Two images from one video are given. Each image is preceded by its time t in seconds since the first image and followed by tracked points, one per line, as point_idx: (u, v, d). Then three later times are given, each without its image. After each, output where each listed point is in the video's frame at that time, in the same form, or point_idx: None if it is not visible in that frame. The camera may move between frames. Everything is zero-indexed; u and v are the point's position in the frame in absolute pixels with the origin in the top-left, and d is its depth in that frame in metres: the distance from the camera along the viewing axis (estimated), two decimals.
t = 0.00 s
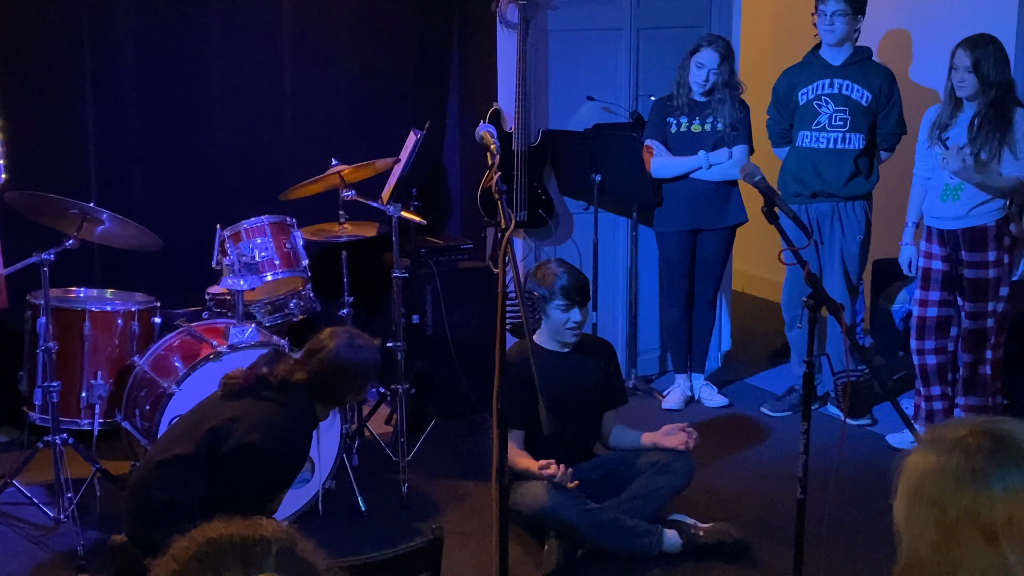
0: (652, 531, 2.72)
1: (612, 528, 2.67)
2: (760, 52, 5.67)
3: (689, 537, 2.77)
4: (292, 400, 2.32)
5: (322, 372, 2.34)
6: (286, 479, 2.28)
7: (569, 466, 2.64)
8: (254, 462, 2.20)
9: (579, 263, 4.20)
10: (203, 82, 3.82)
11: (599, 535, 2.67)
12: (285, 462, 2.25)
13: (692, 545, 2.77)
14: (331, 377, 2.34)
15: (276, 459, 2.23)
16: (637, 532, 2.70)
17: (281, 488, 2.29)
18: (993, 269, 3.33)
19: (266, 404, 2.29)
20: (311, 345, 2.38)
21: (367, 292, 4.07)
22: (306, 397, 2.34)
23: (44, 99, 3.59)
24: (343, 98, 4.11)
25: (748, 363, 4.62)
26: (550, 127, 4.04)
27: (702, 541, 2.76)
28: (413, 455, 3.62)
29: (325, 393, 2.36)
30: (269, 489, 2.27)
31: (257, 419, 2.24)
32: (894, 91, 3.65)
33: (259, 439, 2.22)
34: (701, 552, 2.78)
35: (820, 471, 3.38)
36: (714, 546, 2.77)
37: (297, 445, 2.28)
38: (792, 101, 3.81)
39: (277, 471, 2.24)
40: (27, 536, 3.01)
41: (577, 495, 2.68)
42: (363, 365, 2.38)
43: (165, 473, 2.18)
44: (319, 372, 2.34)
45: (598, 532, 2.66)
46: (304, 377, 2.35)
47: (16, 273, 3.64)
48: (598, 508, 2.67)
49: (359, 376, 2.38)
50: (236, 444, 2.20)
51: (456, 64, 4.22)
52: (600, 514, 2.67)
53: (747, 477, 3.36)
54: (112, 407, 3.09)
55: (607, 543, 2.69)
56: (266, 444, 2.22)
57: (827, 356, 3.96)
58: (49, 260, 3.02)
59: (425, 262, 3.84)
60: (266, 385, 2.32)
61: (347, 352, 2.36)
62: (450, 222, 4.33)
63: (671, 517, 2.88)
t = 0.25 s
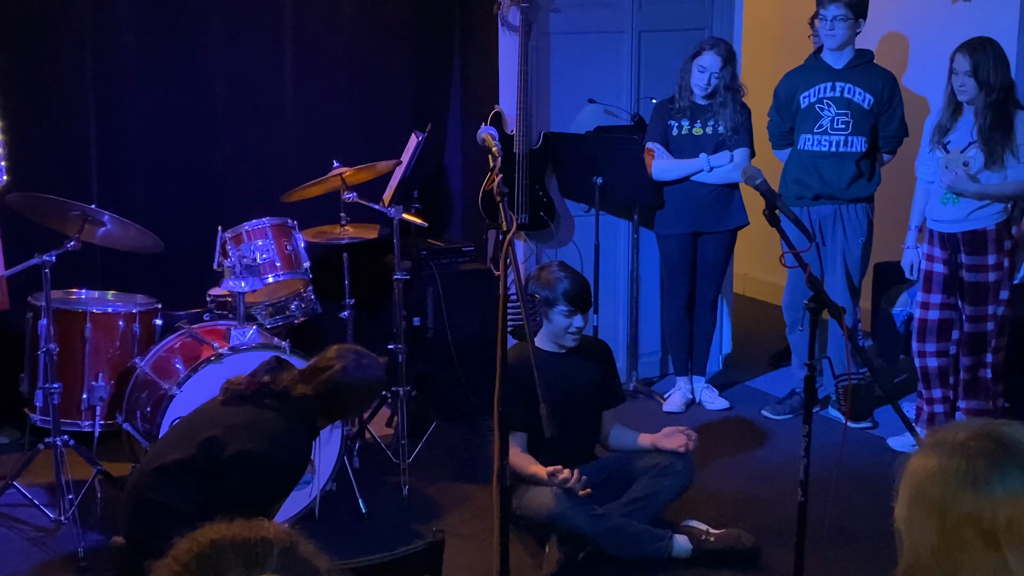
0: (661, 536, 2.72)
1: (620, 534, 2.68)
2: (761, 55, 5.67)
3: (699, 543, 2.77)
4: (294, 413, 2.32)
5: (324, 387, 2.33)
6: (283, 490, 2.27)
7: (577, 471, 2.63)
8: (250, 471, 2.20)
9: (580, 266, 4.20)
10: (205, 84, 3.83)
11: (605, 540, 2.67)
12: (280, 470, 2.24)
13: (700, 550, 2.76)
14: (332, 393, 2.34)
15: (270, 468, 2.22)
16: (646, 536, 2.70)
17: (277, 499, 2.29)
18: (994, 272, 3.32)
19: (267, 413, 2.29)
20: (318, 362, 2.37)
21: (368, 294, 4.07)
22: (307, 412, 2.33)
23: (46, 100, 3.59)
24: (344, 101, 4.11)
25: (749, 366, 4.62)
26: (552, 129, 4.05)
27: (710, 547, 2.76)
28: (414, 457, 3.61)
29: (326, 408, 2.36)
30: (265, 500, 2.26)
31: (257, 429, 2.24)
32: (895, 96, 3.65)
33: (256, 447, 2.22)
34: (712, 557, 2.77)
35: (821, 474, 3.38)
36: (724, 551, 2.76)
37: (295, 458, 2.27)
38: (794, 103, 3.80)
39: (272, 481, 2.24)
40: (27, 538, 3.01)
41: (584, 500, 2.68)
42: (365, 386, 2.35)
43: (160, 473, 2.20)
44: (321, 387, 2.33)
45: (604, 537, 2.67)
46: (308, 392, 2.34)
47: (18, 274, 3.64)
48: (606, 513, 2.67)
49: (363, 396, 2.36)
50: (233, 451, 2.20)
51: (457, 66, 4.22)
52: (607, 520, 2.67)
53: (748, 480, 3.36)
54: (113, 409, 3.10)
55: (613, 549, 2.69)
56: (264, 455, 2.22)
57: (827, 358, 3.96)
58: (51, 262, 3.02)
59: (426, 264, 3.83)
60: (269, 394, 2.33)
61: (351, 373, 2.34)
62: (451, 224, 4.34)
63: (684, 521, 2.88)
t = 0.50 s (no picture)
0: (653, 535, 2.71)
1: (615, 533, 2.67)
2: (763, 58, 5.67)
3: (691, 542, 2.77)
4: (296, 418, 2.32)
5: (329, 395, 2.34)
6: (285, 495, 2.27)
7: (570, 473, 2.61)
8: (252, 477, 2.19)
9: (581, 268, 4.20)
10: (206, 86, 3.83)
11: (599, 542, 2.66)
12: (283, 474, 2.24)
13: (694, 550, 2.77)
14: (337, 400, 2.34)
15: (272, 471, 2.22)
16: (638, 537, 2.70)
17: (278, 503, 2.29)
18: (995, 275, 3.32)
19: (269, 418, 2.29)
20: (323, 371, 2.38)
21: (370, 296, 4.08)
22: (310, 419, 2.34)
23: (48, 102, 3.59)
24: (346, 103, 4.11)
25: (750, 369, 4.62)
26: (553, 131, 4.05)
27: (704, 547, 2.76)
28: (415, 460, 3.61)
29: (330, 416, 2.36)
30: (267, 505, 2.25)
31: (259, 434, 2.24)
32: (897, 98, 3.65)
33: (260, 450, 2.22)
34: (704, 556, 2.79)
35: (823, 477, 3.38)
36: (714, 552, 2.77)
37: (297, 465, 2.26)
38: (795, 106, 3.80)
39: (276, 486, 2.23)
40: (28, 539, 3.01)
41: (578, 502, 2.66)
42: (368, 395, 2.36)
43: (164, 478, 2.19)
44: (326, 395, 2.34)
45: (598, 539, 2.66)
46: (311, 399, 2.35)
47: (19, 275, 3.64)
48: (600, 514, 2.66)
49: (366, 405, 2.36)
50: (237, 454, 2.20)
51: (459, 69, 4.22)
52: (602, 521, 2.66)
53: (749, 483, 3.36)
54: (114, 411, 3.09)
55: (611, 549, 2.69)
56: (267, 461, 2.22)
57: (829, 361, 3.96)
58: (52, 263, 3.02)
59: (428, 266, 3.83)
60: (272, 398, 2.33)
61: (354, 382, 2.35)
62: (453, 226, 4.34)
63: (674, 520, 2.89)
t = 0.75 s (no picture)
0: (647, 538, 2.70)
1: (610, 532, 2.66)
2: (764, 61, 5.68)
3: (685, 544, 2.76)
4: (296, 418, 2.33)
5: (330, 394, 2.34)
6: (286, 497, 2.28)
7: (563, 472, 2.63)
8: (253, 478, 2.20)
9: (582, 270, 4.19)
10: (208, 89, 3.83)
11: (594, 541, 2.65)
12: (284, 475, 2.24)
13: (688, 552, 2.76)
14: (338, 400, 2.34)
15: (273, 473, 2.22)
16: (631, 538, 2.68)
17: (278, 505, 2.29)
18: (996, 278, 3.32)
19: (269, 419, 2.30)
20: (323, 370, 2.37)
21: (371, 298, 4.08)
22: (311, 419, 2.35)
23: (49, 104, 3.59)
24: (347, 105, 4.12)
25: (751, 372, 4.62)
26: (554, 134, 4.04)
27: (697, 548, 2.76)
28: (416, 462, 3.61)
29: (332, 415, 2.36)
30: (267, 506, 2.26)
31: (259, 434, 2.25)
32: (897, 100, 3.65)
33: (261, 450, 2.22)
34: (695, 557, 2.79)
35: (823, 480, 3.37)
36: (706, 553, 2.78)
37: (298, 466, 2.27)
38: (796, 109, 3.80)
39: (276, 487, 2.24)
40: (29, 541, 3.01)
41: (573, 501, 2.66)
42: (368, 394, 2.35)
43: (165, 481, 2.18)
44: (327, 395, 2.34)
45: (593, 538, 2.65)
46: (312, 399, 2.35)
47: (21, 277, 3.64)
48: (595, 514, 2.64)
49: (366, 404, 2.36)
50: (237, 455, 2.21)
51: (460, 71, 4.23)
52: (598, 520, 2.65)
53: (749, 486, 3.36)
54: (115, 412, 3.10)
55: (607, 549, 2.68)
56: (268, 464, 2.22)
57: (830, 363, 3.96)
58: (53, 265, 3.02)
59: (429, 268, 3.83)
60: (272, 400, 2.34)
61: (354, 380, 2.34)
62: (454, 229, 4.34)
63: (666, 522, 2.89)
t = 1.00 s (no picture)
0: (654, 540, 2.68)
1: (615, 535, 2.63)
2: (765, 63, 5.68)
3: (691, 548, 2.74)
4: (295, 418, 2.33)
5: (328, 394, 2.33)
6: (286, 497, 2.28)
7: (570, 472, 2.63)
8: (252, 477, 2.20)
9: (583, 271, 4.19)
10: (208, 90, 3.83)
11: (601, 544, 2.62)
12: (283, 476, 2.24)
13: (697, 555, 2.73)
14: (337, 400, 2.33)
15: (273, 474, 2.22)
16: (639, 540, 2.66)
17: (277, 506, 2.29)
18: (997, 280, 3.32)
19: (268, 420, 2.30)
20: (322, 369, 2.37)
21: (372, 299, 4.08)
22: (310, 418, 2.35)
23: (50, 106, 3.59)
24: (348, 106, 4.12)
25: (752, 374, 4.61)
26: (555, 135, 4.04)
27: (705, 551, 2.74)
28: (417, 463, 3.61)
29: (330, 415, 2.35)
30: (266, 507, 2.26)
31: (258, 434, 2.25)
32: (898, 101, 3.65)
33: (260, 450, 2.22)
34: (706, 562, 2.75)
35: (824, 482, 3.37)
36: (717, 557, 2.75)
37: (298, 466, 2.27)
38: (797, 111, 3.80)
39: (275, 488, 2.23)
40: (29, 542, 3.00)
41: (578, 503, 2.65)
42: (369, 392, 2.35)
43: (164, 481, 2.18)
44: (325, 394, 2.34)
45: (601, 540, 2.62)
46: (311, 399, 2.35)
47: (21, 278, 3.64)
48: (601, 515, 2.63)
49: (366, 404, 2.36)
50: (236, 455, 2.20)
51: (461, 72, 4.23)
52: (603, 522, 2.63)
53: (749, 488, 3.35)
54: (115, 413, 3.10)
55: (612, 553, 2.64)
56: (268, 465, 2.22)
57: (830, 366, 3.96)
58: (54, 266, 3.02)
59: (429, 270, 3.83)
60: (272, 400, 2.33)
61: (354, 378, 2.35)
62: (454, 230, 4.34)
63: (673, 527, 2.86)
